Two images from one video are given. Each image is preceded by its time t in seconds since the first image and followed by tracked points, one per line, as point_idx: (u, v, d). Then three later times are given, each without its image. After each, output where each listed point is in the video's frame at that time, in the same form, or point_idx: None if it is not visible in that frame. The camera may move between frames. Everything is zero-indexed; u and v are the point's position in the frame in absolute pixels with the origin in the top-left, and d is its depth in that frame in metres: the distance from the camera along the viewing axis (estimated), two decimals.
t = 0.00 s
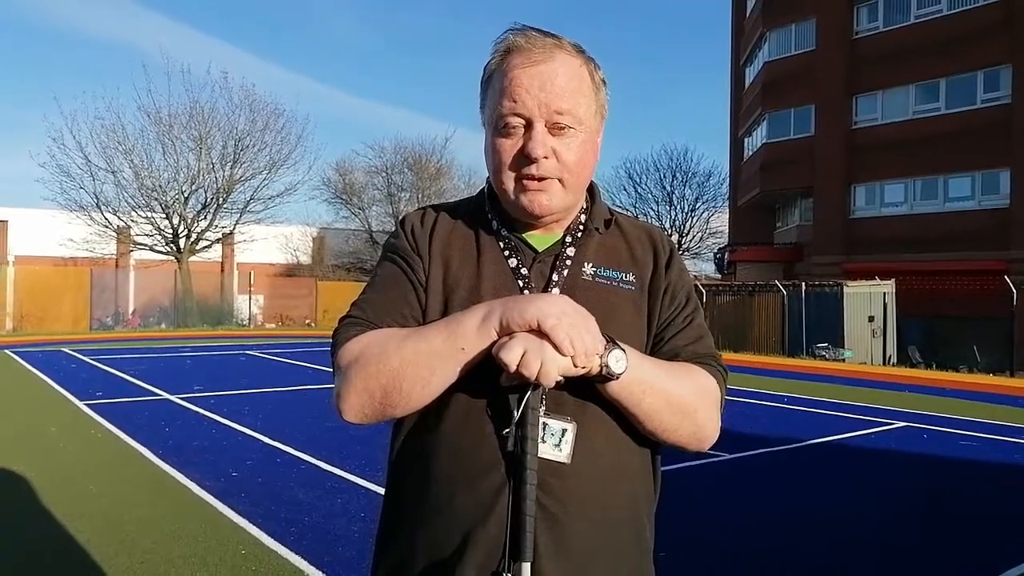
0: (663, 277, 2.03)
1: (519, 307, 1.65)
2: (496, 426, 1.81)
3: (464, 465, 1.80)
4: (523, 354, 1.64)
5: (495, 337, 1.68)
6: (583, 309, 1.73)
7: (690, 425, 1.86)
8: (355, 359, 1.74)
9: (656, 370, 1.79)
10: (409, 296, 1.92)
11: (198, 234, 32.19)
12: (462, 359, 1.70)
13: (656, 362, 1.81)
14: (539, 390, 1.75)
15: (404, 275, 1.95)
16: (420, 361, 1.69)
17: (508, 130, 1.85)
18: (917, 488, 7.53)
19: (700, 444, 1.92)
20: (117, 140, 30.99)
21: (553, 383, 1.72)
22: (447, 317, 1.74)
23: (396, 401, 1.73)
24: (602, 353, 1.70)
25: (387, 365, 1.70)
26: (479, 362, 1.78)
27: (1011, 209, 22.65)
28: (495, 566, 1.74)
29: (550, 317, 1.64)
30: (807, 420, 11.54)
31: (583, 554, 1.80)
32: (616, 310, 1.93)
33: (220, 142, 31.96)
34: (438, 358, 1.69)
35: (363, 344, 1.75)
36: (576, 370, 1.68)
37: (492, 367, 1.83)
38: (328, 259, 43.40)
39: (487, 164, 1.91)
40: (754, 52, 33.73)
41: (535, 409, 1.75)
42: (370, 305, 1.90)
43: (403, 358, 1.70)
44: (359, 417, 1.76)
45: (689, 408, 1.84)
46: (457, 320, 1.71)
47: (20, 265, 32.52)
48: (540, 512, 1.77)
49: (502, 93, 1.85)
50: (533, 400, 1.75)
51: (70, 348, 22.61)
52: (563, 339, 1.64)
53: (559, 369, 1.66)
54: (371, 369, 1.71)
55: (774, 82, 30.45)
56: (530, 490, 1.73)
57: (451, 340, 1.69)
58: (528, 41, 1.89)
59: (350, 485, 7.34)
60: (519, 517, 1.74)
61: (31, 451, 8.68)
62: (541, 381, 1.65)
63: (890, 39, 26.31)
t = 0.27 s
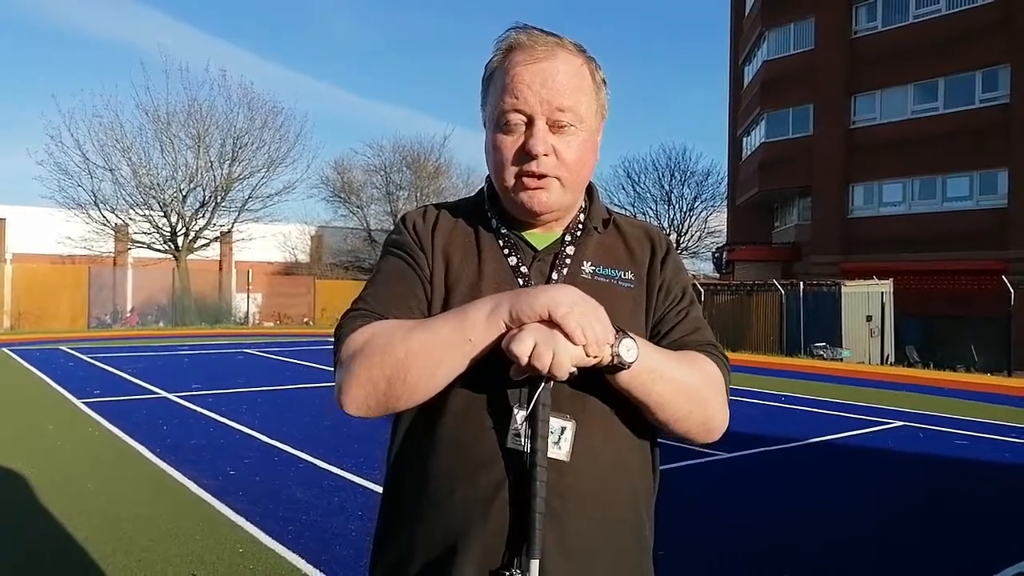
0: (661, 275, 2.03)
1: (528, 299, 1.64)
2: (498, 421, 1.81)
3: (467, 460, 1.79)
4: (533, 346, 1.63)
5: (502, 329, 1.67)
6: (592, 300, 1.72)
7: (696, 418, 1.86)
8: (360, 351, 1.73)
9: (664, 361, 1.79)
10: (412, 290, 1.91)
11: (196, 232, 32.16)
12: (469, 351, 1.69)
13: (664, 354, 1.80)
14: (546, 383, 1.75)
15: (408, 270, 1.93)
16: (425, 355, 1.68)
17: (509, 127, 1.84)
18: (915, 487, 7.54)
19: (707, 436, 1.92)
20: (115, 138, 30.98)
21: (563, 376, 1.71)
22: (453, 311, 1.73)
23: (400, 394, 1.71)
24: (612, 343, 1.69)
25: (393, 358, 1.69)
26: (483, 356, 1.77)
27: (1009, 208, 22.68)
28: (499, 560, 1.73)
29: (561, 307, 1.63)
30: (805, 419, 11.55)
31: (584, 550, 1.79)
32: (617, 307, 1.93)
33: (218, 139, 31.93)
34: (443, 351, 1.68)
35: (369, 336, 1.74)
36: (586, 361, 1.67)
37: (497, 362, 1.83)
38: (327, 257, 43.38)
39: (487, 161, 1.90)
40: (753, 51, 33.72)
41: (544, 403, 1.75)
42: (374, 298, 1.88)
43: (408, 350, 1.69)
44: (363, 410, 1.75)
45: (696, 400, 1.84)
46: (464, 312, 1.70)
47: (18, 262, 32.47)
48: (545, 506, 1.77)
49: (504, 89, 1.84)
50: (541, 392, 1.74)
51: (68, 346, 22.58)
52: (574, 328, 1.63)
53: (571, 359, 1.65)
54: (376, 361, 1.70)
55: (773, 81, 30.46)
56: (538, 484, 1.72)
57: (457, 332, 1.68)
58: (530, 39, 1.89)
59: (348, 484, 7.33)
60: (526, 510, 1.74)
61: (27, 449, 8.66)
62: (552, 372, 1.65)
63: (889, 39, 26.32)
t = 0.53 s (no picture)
0: (664, 278, 2.03)
1: (540, 301, 1.65)
2: (506, 427, 1.81)
3: (474, 463, 1.80)
4: (546, 348, 1.64)
5: (514, 330, 1.68)
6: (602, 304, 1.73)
7: (703, 421, 1.86)
8: (366, 357, 1.73)
9: (675, 366, 1.80)
10: (417, 292, 1.91)
11: (198, 233, 32.17)
12: (480, 354, 1.70)
13: (674, 357, 1.81)
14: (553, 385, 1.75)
15: (413, 273, 1.93)
16: (434, 359, 1.68)
17: (514, 125, 1.84)
18: (917, 488, 7.54)
19: (714, 441, 1.93)
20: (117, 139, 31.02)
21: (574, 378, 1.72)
22: (463, 313, 1.73)
23: (409, 399, 1.72)
24: (622, 346, 1.70)
25: (401, 362, 1.69)
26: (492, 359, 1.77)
27: (1010, 209, 22.68)
28: (507, 564, 1.74)
29: (571, 309, 1.64)
30: (806, 420, 11.55)
31: (589, 554, 1.80)
32: (623, 311, 1.93)
33: (220, 140, 31.96)
34: (453, 354, 1.69)
35: (375, 342, 1.74)
36: (598, 363, 1.68)
37: (506, 365, 1.83)
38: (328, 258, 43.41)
39: (491, 161, 1.90)
40: (754, 52, 33.73)
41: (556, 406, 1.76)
42: (379, 303, 1.89)
43: (417, 354, 1.69)
44: (370, 416, 1.75)
45: (706, 404, 1.85)
46: (475, 315, 1.70)
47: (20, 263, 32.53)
48: (554, 509, 1.78)
49: (510, 88, 1.85)
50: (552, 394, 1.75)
51: (70, 346, 22.60)
52: (585, 330, 1.64)
53: (582, 362, 1.66)
54: (383, 365, 1.70)
55: (774, 82, 30.45)
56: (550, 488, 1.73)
57: (466, 335, 1.69)
58: (538, 38, 1.89)
59: (349, 485, 7.34)
60: (537, 513, 1.75)
61: (29, 450, 8.67)
62: (563, 375, 1.66)
63: (890, 40, 26.33)
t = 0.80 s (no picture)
0: (670, 279, 2.03)
1: (534, 306, 1.65)
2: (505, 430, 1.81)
3: (474, 466, 1.80)
4: (540, 353, 1.64)
5: (511, 335, 1.68)
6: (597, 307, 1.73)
7: (702, 426, 1.87)
8: (363, 363, 1.73)
9: (668, 371, 1.80)
10: (414, 295, 1.91)
11: (199, 233, 32.18)
12: (478, 358, 1.69)
13: (668, 363, 1.81)
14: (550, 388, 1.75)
15: (411, 277, 1.93)
16: (433, 363, 1.69)
17: (521, 128, 1.84)
18: (917, 488, 7.54)
19: (710, 445, 1.93)
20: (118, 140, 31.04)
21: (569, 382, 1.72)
22: (458, 318, 1.73)
23: (407, 404, 1.72)
24: (616, 350, 1.70)
25: (398, 369, 1.69)
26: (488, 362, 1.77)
27: (1011, 209, 22.68)
28: (508, 566, 1.74)
29: (567, 315, 1.64)
30: (807, 420, 11.56)
31: (590, 555, 1.80)
32: (625, 313, 1.93)
33: (221, 140, 31.98)
34: (452, 359, 1.68)
35: (370, 349, 1.74)
36: (591, 368, 1.69)
37: (503, 367, 1.83)
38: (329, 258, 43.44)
39: (497, 163, 1.90)
40: (755, 52, 33.73)
41: (548, 409, 1.76)
42: (374, 307, 1.88)
43: (416, 360, 1.69)
44: (368, 422, 1.75)
45: (703, 408, 1.85)
46: (470, 321, 1.70)
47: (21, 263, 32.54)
48: (551, 511, 1.78)
49: (518, 89, 1.84)
50: (548, 399, 1.75)
51: (71, 347, 22.61)
52: (579, 335, 1.64)
53: (577, 366, 1.66)
54: (381, 371, 1.71)
55: (774, 82, 30.44)
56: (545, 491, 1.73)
57: (464, 341, 1.68)
58: (546, 38, 1.88)
59: (350, 485, 7.34)
60: (533, 517, 1.75)
61: (29, 450, 8.67)
62: (559, 379, 1.66)
63: (891, 40, 26.33)
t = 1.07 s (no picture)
0: (671, 280, 2.03)
1: (525, 306, 1.65)
2: (503, 426, 1.81)
3: (468, 464, 1.80)
4: (530, 353, 1.64)
5: (501, 335, 1.68)
6: (591, 306, 1.73)
7: (696, 428, 1.86)
8: (357, 361, 1.74)
9: (661, 373, 1.79)
10: (411, 294, 1.91)
11: (198, 234, 32.16)
12: (469, 358, 1.70)
13: (661, 364, 1.80)
14: (542, 389, 1.75)
15: (408, 276, 1.93)
16: (426, 362, 1.69)
17: (521, 127, 1.84)
18: (917, 488, 7.53)
19: (705, 448, 1.92)
20: (117, 140, 31.05)
21: (562, 382, 1.72)
22: (451, 317, 1.73)
23: (400, 403, 1.73)
24: (608, 352, 1.70)
25: (390, 368, 1.70)
26: (480, 361, 1.77)
27: (1010, 209, 22.69)
28: (500, 566, 1.74)
29: (557, 316, 1.64)
30: (806, 420, 11.56)
31: (583, 555, 1.79)
32: (623, 312, 1.93)
33: (220, 141, 31.98)
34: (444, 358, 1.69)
35: (364, 346, 1.75)
36: (583, 368, 1.68)
37: (498, 366, 1.83)
38: (328, 259, 43.43)
39: (498, 161, 1.90)
40: (754, 52, 33.74)
41: (540, 409, 1.75)
42: (371, 305, 1.89)
43: (408, 358, 1.69)
44: (361, 419, 1.76)
45: (698, 411, 1.84)
46: (463, 321, 1.70)
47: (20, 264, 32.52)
48: (543, 512, 1.77)
49: (518, 88, 1.84)
50: (540, 399, 1.75)
51: (70, 347, 22.58)
52: (570, 336, 1.64)
53: (566, 367, 1.66)
54: (374, 368, 1.71)
55: (774, 82, 30.45)
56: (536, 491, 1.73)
57: (455, 340, 1.69)
58: (547, 37, 1.88)
59: (349, 485, 7.34)
60: (524, 518, 1.75)
61: (29, 451, 8.66)
62: (547, 379, 1.65)
63: (890, 40, 26.35)
